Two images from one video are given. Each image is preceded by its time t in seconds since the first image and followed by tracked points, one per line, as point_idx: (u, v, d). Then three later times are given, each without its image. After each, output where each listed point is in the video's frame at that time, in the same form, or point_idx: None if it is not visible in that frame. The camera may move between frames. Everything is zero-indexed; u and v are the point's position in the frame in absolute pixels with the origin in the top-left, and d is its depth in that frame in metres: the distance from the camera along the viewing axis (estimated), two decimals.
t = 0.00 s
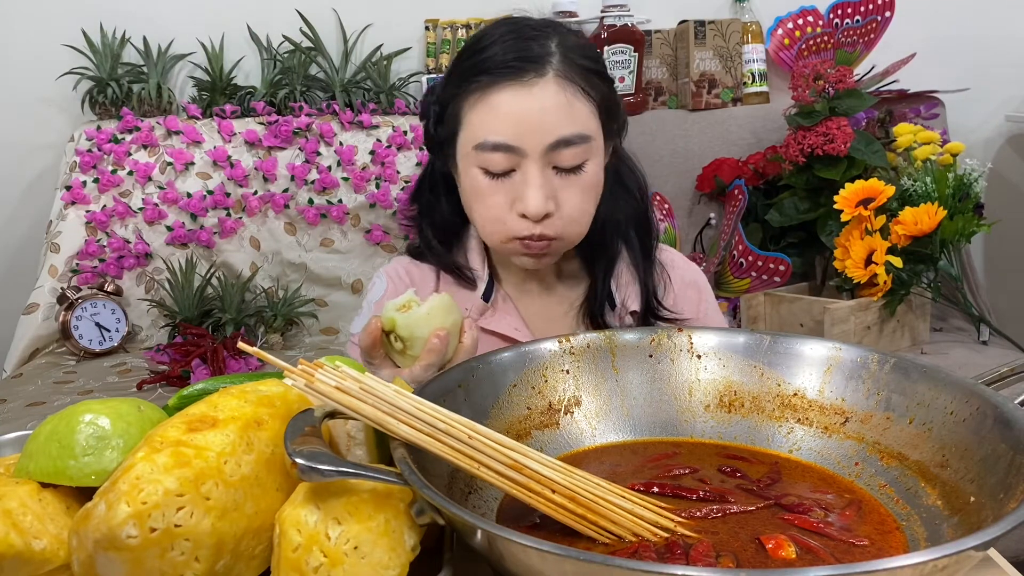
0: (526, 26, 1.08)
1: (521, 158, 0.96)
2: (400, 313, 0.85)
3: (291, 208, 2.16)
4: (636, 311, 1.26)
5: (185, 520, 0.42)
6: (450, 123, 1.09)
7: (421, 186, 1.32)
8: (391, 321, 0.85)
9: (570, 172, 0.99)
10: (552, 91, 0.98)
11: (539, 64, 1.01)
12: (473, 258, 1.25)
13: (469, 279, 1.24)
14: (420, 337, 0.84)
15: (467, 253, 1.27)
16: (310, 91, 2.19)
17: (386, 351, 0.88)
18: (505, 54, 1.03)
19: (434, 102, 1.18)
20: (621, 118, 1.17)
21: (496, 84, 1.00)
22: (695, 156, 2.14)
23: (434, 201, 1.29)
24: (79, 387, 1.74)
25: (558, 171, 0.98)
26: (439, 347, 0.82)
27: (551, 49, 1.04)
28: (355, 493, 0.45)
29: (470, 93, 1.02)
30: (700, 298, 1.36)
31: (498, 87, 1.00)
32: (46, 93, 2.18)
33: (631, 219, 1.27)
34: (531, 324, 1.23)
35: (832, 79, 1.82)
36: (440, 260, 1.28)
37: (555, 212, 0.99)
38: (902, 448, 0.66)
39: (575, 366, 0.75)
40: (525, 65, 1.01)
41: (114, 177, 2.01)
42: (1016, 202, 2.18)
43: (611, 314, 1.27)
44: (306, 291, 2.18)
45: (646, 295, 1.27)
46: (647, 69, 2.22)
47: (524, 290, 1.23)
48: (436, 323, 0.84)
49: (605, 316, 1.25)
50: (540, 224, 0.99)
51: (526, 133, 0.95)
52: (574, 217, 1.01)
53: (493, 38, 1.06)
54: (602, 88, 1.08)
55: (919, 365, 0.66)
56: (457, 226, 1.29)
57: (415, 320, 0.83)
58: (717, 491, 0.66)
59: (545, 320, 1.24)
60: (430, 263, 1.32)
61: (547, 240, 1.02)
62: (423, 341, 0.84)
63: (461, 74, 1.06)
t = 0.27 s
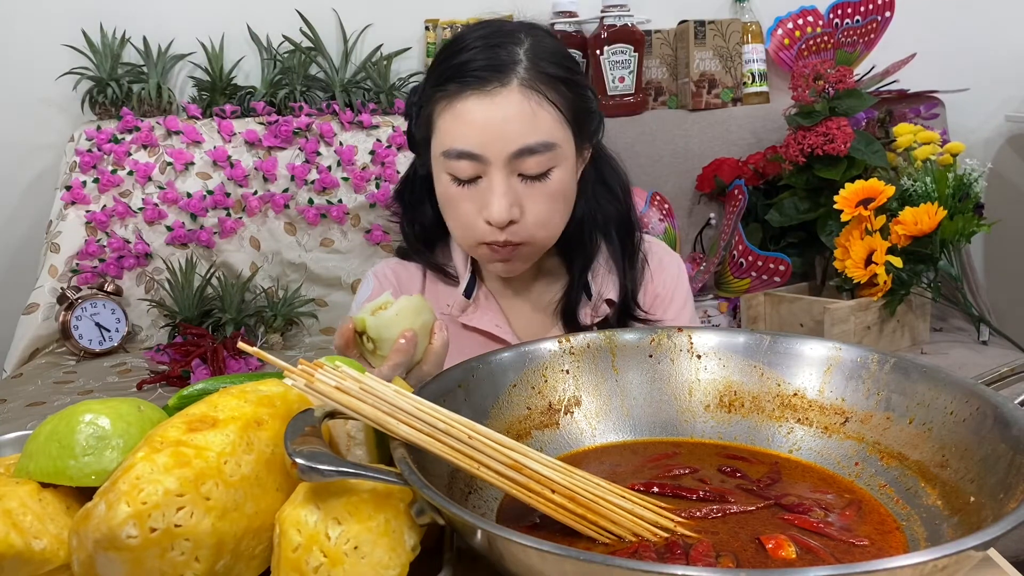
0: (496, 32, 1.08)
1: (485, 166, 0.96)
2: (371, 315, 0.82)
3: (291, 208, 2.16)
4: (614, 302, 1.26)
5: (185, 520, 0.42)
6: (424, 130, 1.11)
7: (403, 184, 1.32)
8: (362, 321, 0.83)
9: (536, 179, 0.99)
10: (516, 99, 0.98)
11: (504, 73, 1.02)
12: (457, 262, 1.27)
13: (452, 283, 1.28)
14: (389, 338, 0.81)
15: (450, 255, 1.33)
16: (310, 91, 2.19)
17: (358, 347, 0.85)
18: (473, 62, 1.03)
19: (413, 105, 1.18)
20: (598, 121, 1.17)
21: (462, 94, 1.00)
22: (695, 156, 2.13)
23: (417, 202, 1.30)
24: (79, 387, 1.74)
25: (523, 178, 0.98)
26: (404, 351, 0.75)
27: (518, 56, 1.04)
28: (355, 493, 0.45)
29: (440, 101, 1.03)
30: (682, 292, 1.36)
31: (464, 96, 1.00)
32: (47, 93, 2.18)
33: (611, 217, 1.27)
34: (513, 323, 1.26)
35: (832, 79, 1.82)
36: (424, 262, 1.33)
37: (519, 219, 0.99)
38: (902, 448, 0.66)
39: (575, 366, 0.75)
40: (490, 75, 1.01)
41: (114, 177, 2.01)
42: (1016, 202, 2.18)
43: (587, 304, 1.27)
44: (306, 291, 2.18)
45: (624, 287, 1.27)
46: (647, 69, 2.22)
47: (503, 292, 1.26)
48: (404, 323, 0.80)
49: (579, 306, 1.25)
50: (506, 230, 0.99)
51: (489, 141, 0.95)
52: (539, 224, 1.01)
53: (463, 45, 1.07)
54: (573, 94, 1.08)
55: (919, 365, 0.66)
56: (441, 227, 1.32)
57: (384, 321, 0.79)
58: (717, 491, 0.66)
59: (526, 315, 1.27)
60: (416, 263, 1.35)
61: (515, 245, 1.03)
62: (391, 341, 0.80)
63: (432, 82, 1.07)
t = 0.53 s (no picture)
0: (493, 33, 1.08)
1: (483, 169, 0.96)
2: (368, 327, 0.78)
3: (291, 208, 2.16)
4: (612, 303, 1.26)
5: (185, 520, 0.42)
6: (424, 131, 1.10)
7: (401, 186, 1.32)
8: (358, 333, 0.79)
9: (534, 181, 0.99)
10: (513, 100, 0.98)
11: (502, 74, 1.02)
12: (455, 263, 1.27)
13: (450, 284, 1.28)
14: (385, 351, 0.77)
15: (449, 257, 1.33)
16: (310, 91, 2.19)
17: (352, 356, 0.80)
18: (472, 64, 1.03)
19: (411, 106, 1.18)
20: (596, 120, 1.17)
21: (460, 96, 1.00)
22: (695, 156, 2.13)
23: (415, 204, 1.30)
24: (78, 387, 1.74)
25: (522, 180, 0.98)
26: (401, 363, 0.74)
27: (516, 57, 1.04)
28: (355, 493, 0.45)
29: (438, 103, 1.03)
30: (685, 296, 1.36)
31: (462, 98, 1.00)
32: (47, 93, 2.18)
33: (610, 217, 1.27)
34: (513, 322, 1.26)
35: (832, 79, 1.82)
36: (422, 263, 1.33)
37: (518, 220, 0.99)
38: (902, 448, 0.66)
39: (575, 366, 0.75)
40: (488, 77, 1.01)
41: (114, 177, 2.01)
42: (1016, 202, 2.18)
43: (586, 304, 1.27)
44: (306, 291, 2.18)
45: (622, 288, 1.27)
46: (647, 69, 2.22)
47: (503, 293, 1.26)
48: (402, 336, 0.77)
49: (578, 307, 1.25)
50: (505, 232, 0.99)
51: (487, 143, 0.95)
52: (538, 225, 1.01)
53: (461, 46, 1.06)
54: (571, 95, 1.08)
55: (919, 365, 0.66)
56: (438, 228, 1.32)
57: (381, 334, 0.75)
58: (717, 491, 0.66)
59: (525, 315, 1.27)
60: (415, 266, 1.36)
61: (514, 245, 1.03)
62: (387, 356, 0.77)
63: (430, 84, 1.07)
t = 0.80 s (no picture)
0: (495, 33, 1.08)
1: (487, 168, 0.96)
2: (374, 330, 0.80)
3: (291, 208, 2.16)
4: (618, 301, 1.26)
5: (185, 520, 0.41)
6: (427, 132, 1.10)
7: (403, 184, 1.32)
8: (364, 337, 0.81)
9: (537, 180, 0.99)
10: (517, 101, 0.98)
11: (505, 74, 1.01)
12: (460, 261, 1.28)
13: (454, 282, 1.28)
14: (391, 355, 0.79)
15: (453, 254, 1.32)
16: (310, 91, 2.19)
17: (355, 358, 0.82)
18: (474, 65, 1.03)
19: (413, 105, 1.19)
20: (598, 119, 1.16)
21: (462, 96, 1.00)
22: (695, 156, 2.13)
23: (419, 201, 1.29)
24: (78, 387, 1.74)
25: (526, 179, 0.98)
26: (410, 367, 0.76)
27: (518, 58, 1.04)
28: (355, 492, 0.45)
29: (440, 104, 1.03)
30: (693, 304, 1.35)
31: (464, 98, 1.00)
32: (47, 93, 2.18)
33: (614, 215, 1.26)
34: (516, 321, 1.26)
35: (832, 79, 1.82)
36: (426, 260, 1.32)
37: (521, 219, 0.99)
38: (902, 448, 0.66)
39: (575, 366, 0.75)
40: (491, 77, 1.01)
41: (114, 177, 2.01)
42: (1016, 202, 2.18)
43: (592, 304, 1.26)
44: (306, 291, 2.18)
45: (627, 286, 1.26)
46: (647, 69, 2.22)
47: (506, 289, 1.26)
48: (408, 340, 0.80)
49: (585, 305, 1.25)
50: (508, 230, 1.00)
51: (490, 143, 0.95)
52: (542, 224, 1.01)
53: (463, 47, 1.06)
54: (574, 95, 1.07)
55: (919, 365, 0.66)
56: (442, 225, 1.32)
57: (388, 338, 0.78)
58: (717, 491, 0.66)
59: (529, 314, 1.27)
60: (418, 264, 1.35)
61: (517, 245, 1.04)
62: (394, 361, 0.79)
63: (432, 85, 1.07)
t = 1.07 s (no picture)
0: (501, 22, 1.09)
1: (485, 150, 0.96)
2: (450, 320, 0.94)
3: (291, 208, 2.16)
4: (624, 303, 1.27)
5: (185, 520, 0.42)
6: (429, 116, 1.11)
7: (414, 183, 1.33)
8: (440, 327, 0.95)
9: (534, 165, 0.99)
10: (517, 84, 0.99)
11: (506, 58, 1.02)
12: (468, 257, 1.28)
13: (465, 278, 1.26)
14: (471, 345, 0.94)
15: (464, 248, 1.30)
16: (310, 91, 2.19)
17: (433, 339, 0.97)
18: (478, 48, 1.04)
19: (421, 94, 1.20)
20: (602, 113, 1.17)
21: (464, 78, 1.01)
22: (695, 156, 2.13)
23: (429, 199, 1.31)
24: (78, 387, 1.74)
25: (523, 163, 0.98)
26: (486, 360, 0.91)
27: (520, 43, 1.05)
28: (355, 493, 0.45)
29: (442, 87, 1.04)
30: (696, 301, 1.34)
31: (466, 80, 1.01)
32: (47, 93, 2.18)
33: (620, 217, 1.28)
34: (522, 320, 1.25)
35: (832, 79, 1.82)
36: (436, 256, 1.30)
37: (517, 203, 0.99)
38: (902, 449, 0.66)
39: (575, 366, 0.75)
40: (493, 60, 1.02)
41: (114, 177, 2.01)
42: (1016, 202, 2.18)
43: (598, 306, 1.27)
44: (306, 291, 2.18)
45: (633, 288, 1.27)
46: (647, 69, 2.22)
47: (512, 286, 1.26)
48: (486, 332, 0.93)
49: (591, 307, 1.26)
50: (503, 214, 0.99)
51: (489, 125, 0.95)
52: (537, 209, 1.00)
53: (468, 33, 1.08)
54: (575, 83, 1.08)
55: (919, 365, 0.65)
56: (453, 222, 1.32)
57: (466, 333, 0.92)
58: (717, 491, 0.66)
59: (538, 310, 1.26)
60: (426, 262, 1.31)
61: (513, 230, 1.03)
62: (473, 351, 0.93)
63: (436, 69, 1.08)
